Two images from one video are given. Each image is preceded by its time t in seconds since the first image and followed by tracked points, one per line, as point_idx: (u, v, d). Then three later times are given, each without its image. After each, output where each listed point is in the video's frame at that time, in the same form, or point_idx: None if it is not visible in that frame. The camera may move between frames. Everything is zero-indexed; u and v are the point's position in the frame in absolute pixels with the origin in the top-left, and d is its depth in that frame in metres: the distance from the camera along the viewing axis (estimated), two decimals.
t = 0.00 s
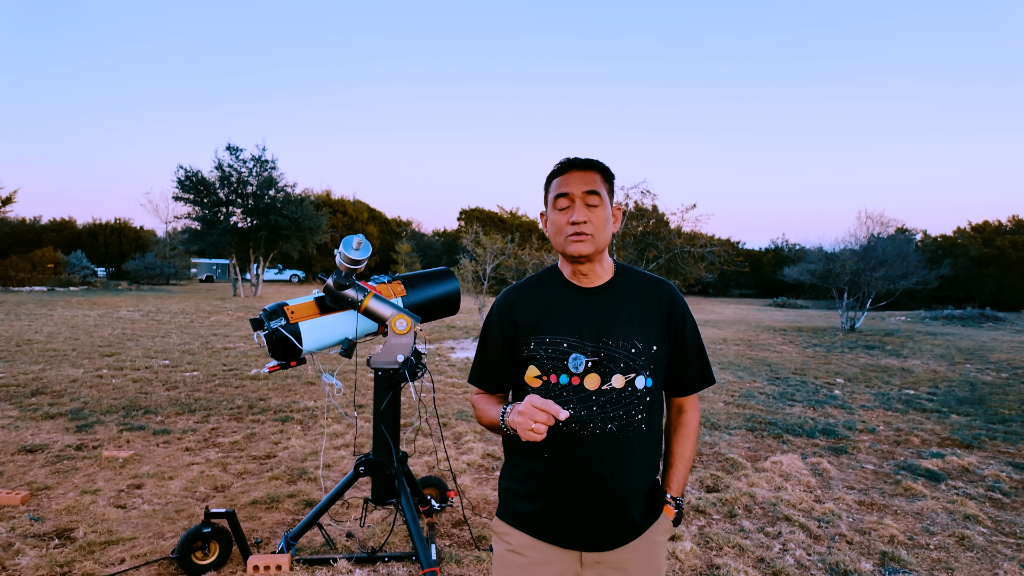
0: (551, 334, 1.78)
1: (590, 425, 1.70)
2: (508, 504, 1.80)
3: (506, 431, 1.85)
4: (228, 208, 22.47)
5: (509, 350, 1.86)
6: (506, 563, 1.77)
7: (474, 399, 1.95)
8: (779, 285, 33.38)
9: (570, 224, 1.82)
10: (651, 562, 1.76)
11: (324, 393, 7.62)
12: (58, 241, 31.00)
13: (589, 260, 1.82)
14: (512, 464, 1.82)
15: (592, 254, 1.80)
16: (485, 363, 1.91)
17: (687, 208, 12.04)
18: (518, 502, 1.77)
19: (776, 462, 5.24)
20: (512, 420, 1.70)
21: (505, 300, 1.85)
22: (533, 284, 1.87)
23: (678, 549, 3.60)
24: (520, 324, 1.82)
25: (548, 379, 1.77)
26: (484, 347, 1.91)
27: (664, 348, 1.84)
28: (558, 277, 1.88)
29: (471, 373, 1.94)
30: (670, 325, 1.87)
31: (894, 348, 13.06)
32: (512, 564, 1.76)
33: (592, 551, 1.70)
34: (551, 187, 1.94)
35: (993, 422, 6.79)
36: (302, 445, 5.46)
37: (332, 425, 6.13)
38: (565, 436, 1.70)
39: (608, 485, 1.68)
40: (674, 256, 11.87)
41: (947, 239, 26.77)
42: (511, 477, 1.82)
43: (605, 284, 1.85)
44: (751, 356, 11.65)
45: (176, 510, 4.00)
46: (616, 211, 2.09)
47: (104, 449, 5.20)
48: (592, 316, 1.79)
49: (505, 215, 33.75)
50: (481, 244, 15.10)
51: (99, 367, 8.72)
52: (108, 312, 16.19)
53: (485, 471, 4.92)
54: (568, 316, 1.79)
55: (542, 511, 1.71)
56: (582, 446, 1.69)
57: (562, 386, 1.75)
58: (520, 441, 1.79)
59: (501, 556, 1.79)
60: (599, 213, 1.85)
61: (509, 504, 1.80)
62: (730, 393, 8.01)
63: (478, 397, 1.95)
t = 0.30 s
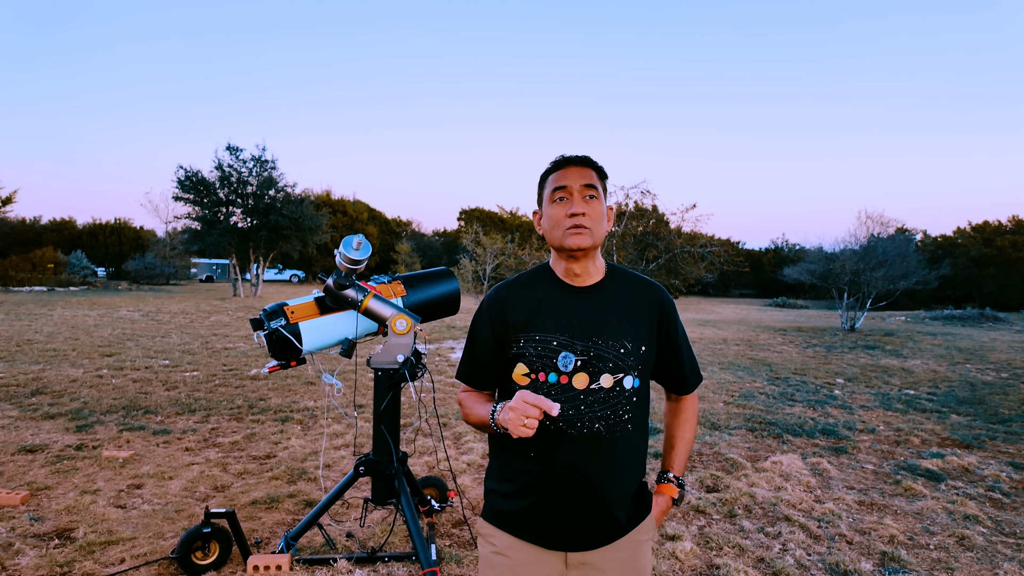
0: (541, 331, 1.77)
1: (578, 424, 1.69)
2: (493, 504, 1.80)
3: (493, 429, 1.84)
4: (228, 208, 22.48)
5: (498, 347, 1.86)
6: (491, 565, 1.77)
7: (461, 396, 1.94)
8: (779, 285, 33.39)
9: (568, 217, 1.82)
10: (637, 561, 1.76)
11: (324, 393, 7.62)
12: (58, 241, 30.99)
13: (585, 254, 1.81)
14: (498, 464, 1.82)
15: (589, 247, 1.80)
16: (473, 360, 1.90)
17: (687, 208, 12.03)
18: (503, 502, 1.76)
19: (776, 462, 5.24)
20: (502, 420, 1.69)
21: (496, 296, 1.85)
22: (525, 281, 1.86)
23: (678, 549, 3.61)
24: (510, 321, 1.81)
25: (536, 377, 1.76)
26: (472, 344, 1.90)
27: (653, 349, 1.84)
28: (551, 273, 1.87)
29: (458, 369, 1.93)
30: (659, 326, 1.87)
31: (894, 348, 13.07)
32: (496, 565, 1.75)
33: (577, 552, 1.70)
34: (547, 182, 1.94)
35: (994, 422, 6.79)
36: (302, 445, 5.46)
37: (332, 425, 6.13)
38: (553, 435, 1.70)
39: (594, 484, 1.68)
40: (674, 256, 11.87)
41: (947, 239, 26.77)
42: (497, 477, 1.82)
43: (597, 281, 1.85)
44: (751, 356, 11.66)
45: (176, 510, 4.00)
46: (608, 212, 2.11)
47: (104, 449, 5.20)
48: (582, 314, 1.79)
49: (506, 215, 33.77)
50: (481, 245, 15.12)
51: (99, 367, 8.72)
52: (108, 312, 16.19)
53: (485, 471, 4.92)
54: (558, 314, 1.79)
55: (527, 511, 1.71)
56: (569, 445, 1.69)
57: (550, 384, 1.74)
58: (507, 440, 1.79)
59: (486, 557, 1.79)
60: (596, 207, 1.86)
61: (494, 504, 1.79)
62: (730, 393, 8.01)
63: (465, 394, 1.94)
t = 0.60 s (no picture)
0: (534, 330, 1.77)
1: (572, 423, 1.70)
2: (487, 504, 1.80)
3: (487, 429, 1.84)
4: (228, 208, 22.47)
5: (491, 346, 1.86)
6: (486, 565, 1.78)
7: (454, 396, 1.94)
8: (779, 285, 33.38)
9: (560, 218, 1.82)
10: (631, 561, 1.77)
11: (324, 393, 7.62)
12: (58, 241, 30.97)
13: (578, 255, 1.82)
14: (493, 464, 1.82)
15: (581, 249, 1.80)
16: (467, 360, 1.90)
17: (686, 208, 12.04)
18: (498, 502, 1.77)
19: (776, 462, 5.24)
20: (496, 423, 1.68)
21: (489, 296, 1.85)
22: (517, 281, 1.86)
23: (678, 549, 3.60)
24: (503, 321, 1.82)
25: (530, 376, 1.76)
26: (466, 344, 1.91)
27: (647, 347, 1.84)
28: (544, 274, 1.87)
29: (451, 370, 1.93)
30: (653, 325, 1.87)
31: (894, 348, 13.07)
32: (491, 566, 1.77)
33: (571, 552, 1.70)
34: (538, 183, 1.94)
35: (993, 422, 6.79)
36: (302, 445, 5.46)
37: (332, 425, 6.13)
38: (546, 435, 1.70)
39: (588, 483, 1.68)
40: (674, 256, 11.88)
41: (947, 239, 26.76)
42: (491, 477, 1.82)
43: (589, 281, 1.86)
44: (751, 356, 11.66)
45: (176, 510, 4.00)
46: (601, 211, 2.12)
47: (104, 449, 5.20)
48: (575, 313, 1.79)
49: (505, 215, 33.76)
50: (481, 245, 15.12)
51: (99, 367, 8.72)
52: (108, 312, 16.19)
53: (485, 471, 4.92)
54: (550, 313, 1.79)
55: (520, 511, 1.71)
56: (563, 445, 1.69)
57: (544, 383, 1.74)
58: (501, 440, 1.79)
59: (481, 558, 1.80)
60: (587, 208, 1.87)
61: (488, 505, 1.80)
62: (730, 394, 8.01)
63: (458, 395, 1.94)
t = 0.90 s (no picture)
0: (536, 330, 1.78)
1: (575, 422, 1.71)
2: (490, 505, 1.80)
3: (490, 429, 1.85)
4: (228, 208, 22.47)
5: (493, 346, 1.86)
6: (489, 566, 1.78)
7: (457, 397, 1.93)
8: (779, 284, 33.39)
9: (562, 220, 1.82)
10: (635, 562, 1.75)
11: (324, 393, 7.61)
12: (58, 241, 30.98)
13: (580, 257, 1.82)
14: (496, 465, 1.83)
15: (583, 251, 1.80)
16: (469, 360, 1.90)
17: (686, 208, 12.07)
18: (500, 502, 1.77)
19: (776, 462, 5.24)
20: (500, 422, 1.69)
21: (491, 296, 1.85)
22: (519, 281, 1.87)
23: (678, 549, 3.61)
24: (506, 320, 1.82)
25: (532, 376, 1.76)
26: (468, 344, 1.91)
27: (649, 347, 1.83)
28: (547, 274, 1.87)
29: (454, 371, 1.93)
30: (655, 324, 1.86)
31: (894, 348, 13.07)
32: (495, 567, 1.77)
33: (575, 553, 1.69)
34: (540, 184, 1.94)
35: (993, 422, 6.79)
36: (302, 445, 5.46)
37: (332, 425, 6.13)
38: (548, 434, 1.72)
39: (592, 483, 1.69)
40: (674, 256, 11.88)
41: (947, 239, 26.76)
42: (494, 478, 1.83)
43: (592, 282, 1.85)
44: (751, 356, 11.66)
45: (176, 510, 4.00)
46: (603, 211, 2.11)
47: (104, 449, 5.20)
48: (577, 312, 1.79)
49: (505, 215, 33.77)
50: (481, 245, 15.12)
51: (99, 367, 8.72)
52: (108, 312, 16.20)
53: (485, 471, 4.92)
54: (552, 313, 1.79)
55: (523, 511, 1.72)
56: (566, 444, 1.70)
57: (547, 383, 1.74)
58: (504, 442, 1.80)
59: (485, 559, 1.80)
60: (589, 209, 1.87)
61: (492, 506, 1.79)
62: (730, 393, 8.01)
63: (460, 397, 1.94)
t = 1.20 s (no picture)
0: (542, 328, 1.78)
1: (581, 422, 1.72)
2: (498, 506, 1.81)
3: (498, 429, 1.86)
4: (228, 208, 22.47)
5: (499, 345, 1.86)
6: (497, 568, 1.79)
7: (464, 399, 1.92)
8: (779, 284, 33.38)
9: (566, 219, 1.82)
10: (645, 565, 1.74)
11: (324, 393, 7.61)
12: (58, 241, 30.97)
13: (585, 257, 1.82)
14: (504, 466, 1.83)
15: (588, 250, 1.80)
16: (475, 360, 1.90)
17: (686, 208, 12.06)
18: (509, 503, 1.77)
19: (776, 462, 5.24)
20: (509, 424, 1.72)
21: (496, 295, 1.86)
22: (525, 280, 1.87)
23: (678, 549, 3.60)
24: (511, 320, 1.82)
25: (538, 375, 1.76)
26: (474, 343, 1.91)
27: (657, 345, 1.83)
28: (551, 273, 1.88)
29: (461, 370, 1.94)
30: (662, 321, 1.85)
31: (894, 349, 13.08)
32: (503, 568, 1.77)
33: (583, 555, 1.68)
34: (544, 184, 1.94)
35: (993, 422, 6.79)
36: (302, 445, 5.46)
37: (332, 425, 6.13)
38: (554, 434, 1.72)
39: (600, 482, 1.69)
40: (674, 256, 11.88)
41: (947, 239, 26.76)
42: (502, 479, 1.83)
43: (597, 281, 1.86)
44: (751, 356, 11.66)
45: (176, 510, 3.99)
46: (608, 209, 2.11)
47: (104, 449, 5.20)
48: (583, 310, 1.79)
49: (505, 215, 33.77)
50: (481, 245, 15.12)
51: (99, 367, 8.72)
52: (108, 312, 16.20)
53: (486, 471, 4.92)
54: (558, 312, 1.79)
55: (530, 511, 1.72)
56: (572, 443, 1.70)
57: (553, 382, 1.75)
58: (511, 442, 1.80)
59: (493, 560, 1.80)
60: (594, 209, 1.86)
61: (500, 507, 1.80)
62: (730, 393, 8.02)
63: (467, 397, 1.94)
